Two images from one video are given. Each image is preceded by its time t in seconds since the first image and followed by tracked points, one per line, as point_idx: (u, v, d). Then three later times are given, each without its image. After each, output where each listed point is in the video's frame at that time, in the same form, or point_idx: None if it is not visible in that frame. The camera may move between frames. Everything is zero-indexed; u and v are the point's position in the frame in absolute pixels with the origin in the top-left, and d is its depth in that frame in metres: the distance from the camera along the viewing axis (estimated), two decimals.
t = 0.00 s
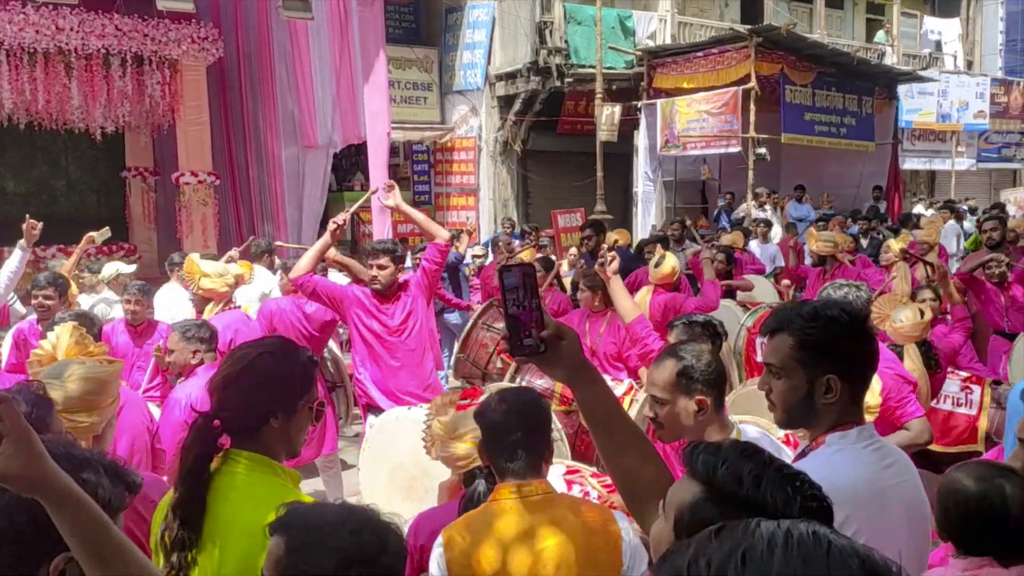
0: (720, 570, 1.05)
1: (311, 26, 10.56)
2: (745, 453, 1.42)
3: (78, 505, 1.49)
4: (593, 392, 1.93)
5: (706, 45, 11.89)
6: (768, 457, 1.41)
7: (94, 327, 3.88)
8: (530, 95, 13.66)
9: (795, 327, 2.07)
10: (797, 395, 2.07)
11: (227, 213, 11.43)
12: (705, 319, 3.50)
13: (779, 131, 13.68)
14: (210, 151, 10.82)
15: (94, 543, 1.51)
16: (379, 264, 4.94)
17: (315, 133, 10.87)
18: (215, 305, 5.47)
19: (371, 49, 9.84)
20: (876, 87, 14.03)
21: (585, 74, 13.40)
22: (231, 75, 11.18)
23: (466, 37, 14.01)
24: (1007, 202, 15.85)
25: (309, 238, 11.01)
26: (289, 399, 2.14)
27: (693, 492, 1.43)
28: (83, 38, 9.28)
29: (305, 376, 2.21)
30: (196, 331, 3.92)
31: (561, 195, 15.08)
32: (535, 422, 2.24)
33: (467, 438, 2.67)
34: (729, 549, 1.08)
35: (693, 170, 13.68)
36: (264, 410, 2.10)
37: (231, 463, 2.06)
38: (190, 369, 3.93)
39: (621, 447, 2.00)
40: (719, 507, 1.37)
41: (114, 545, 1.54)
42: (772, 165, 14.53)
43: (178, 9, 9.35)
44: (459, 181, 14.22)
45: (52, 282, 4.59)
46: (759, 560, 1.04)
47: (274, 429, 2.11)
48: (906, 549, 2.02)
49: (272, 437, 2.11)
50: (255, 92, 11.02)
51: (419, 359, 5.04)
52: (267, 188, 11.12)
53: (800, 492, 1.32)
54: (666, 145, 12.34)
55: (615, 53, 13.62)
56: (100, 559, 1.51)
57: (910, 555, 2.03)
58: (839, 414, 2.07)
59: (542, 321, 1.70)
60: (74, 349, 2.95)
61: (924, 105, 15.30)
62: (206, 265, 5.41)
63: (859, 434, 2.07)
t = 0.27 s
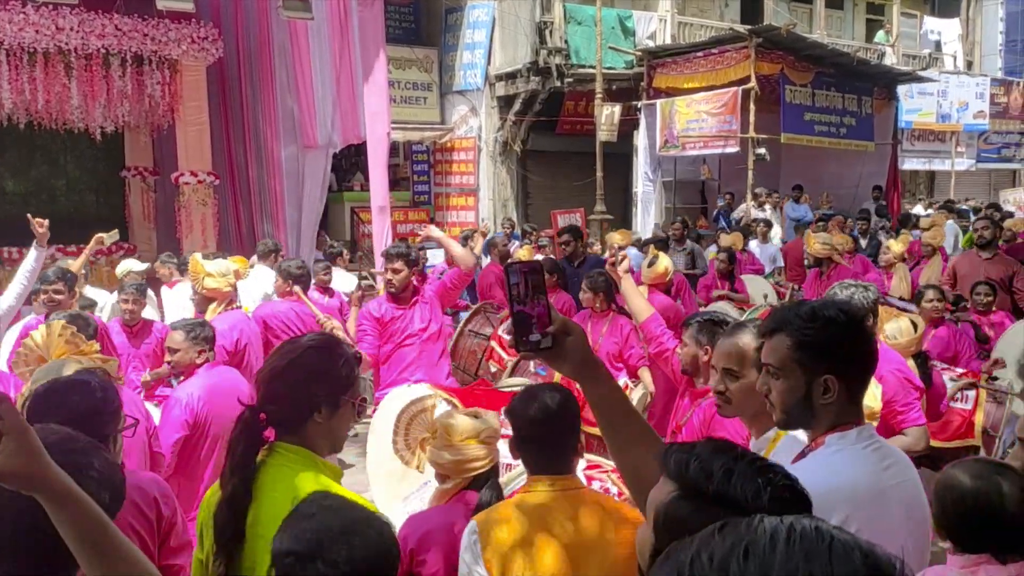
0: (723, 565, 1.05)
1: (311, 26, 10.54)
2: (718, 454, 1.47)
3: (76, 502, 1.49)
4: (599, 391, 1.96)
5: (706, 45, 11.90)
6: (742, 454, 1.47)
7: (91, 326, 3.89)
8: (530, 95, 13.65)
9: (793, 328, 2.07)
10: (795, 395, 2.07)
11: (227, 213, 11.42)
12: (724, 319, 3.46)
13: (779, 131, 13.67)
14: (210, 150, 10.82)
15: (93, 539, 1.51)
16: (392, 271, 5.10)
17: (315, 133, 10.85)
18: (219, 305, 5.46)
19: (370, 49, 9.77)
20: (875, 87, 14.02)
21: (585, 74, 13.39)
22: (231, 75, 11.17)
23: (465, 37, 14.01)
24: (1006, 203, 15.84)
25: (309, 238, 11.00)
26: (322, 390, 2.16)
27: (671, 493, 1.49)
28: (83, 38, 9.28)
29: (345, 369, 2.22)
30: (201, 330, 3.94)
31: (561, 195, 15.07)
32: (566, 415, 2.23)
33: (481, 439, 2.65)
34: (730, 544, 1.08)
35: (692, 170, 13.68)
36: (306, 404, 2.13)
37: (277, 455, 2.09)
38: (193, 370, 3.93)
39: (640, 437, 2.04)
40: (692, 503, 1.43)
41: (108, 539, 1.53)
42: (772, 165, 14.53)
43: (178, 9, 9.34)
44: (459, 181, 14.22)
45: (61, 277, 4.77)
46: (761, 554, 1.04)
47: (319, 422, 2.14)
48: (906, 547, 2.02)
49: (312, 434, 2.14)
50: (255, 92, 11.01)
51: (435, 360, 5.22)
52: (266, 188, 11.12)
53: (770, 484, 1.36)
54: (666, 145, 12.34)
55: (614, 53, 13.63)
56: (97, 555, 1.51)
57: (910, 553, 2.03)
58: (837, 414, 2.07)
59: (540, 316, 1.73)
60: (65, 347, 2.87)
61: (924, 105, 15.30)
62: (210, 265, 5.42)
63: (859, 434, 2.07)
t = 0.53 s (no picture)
0: (713, 559, 1.03)
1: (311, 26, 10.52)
2: (698, 452, 1.48)
3: (76, 500, 1.49)
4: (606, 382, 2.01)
5: (706, 45, 11.89)
6: (721, 453, 1.48)
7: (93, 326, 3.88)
8: (529, 95, 13.64)
9: (791, 327, 2.05)
10: (794, 395, 2.06)
11: (226, 212, 11.40)
12: (725, 316, 3.48)
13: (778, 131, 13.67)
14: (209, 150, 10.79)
15: (92, 537, 1.50)
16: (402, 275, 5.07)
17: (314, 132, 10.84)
18: (222, 305, 5.45)
19: (369, 49, 9.76)
20: (875, 87, 14.01)
21: (585, 74, 13.39)
22: (230, 74, 11.15)
23: (465, 37, 14.01)
24: (1006, 203, 15.83)
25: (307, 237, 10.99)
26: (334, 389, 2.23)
27: (651, 493, 1.48)
28: (82, 38, 9.27)
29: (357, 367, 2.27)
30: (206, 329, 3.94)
31: (560, 195, 15.07)
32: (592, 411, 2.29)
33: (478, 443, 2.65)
34: (723, 539, 1.06)
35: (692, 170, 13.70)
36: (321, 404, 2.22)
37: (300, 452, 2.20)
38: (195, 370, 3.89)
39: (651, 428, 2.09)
40: (672, 503, 1.43)
41: (112, 539, 1.52)
42: (772, 165, 14.54)
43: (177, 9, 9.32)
44: (458, 181, 14.23)
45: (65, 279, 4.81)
46: (752, 550, 1.02)
47: (335, 422, 2.23)
48: (904, 545, 2.03)
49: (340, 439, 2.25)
50: (255, 91, 10.99)
51: (441, 368, 5.18)
52: (266, 187, 11.10)
53: (746, 483, 1.41)
54: (665, 145, 12.34)
55: (613, 53, 13.63)
56: (97, 552, 1.50)
57: (907, 552, 2.04)
58: (836, 414, 2.07)
59: (540, 308, 1.77)
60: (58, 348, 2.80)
61: (923, 105, 15.31)
62: (214, 264, 5.42)
63: (860, 435, 2.06)
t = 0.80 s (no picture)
0: (705, 551, 1.03)
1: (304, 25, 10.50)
2: (682, 452, 1.48)
3: (75, 499, 1.48)
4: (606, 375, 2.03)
5: (699, 45, 11.91)
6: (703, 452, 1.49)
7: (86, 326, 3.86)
8: (522, 95, 13.65)
9: (787, 326, 2.04)
10: (791, 395, 2.05)
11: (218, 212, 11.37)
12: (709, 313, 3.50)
13: (771, 130, 13.70)
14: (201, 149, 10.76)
15: (91, 535, 1.50)
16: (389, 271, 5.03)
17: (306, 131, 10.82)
18: (218, 304, 5.43)
19: (362, 49, 9.74)
20: (867, 87, 14.05)
21: (578, 74, 13.41)
22: (223, 73, 11.11)
23: (458, 36, 14.01)
24: (997, 202, 15.89)
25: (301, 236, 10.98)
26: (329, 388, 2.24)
27: (633, 493, 1.48)
28: (74, 37, 9.22)
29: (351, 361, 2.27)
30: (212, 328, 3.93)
31: (554, 195, 15.07)
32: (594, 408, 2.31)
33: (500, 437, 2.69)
34: (714, 530, 1.06)
35: (685, 170, 13.73)
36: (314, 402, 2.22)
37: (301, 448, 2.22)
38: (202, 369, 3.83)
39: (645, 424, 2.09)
40: (655, 503, 1.43)
41: (110, 538, 1.52)
42: (764, 165, 14.58)
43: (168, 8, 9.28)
44: (451, 181, 14.24)
45: (61, 279, 4.82)
46: (743, 541, 1.02)
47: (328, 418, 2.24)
48: (897, 543, 2.04)
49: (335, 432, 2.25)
50: (247, 90, 10.96)
51: (431, 370, 5.14)
52: (259, 186, 11.07)
53: (724, 482, 1.40)
54: (658, 145, 12.36)
55: (606, 53, 13.65)
56: (96, 550, 1.50)
57: (900, 551, 2.05)
58: (833, 413, 2.06)
59: (537, 303, 1.80)
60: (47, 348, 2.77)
61: (915, 105, 15.37)
62: (210, 264, 5.40)
63: (858, 434, 2.06)
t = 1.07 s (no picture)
0: (692, 545, 1.03)
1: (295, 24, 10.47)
2: (674, 452, 1.48)
3: (67, 501, 1.48)
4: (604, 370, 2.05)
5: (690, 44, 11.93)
6: (697, 455, 1.47)
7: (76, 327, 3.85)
8: (514, 94, 13.65)
9: (783, 326, 2.05)
10: (789, 394, 2.05)
11: (210, 211, 11.33)
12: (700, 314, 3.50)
13: (762, 130, 13.74)
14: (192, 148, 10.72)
15: (83, 538, 1.49)
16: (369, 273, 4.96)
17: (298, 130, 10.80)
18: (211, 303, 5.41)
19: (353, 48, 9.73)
20: (857, 87, 14.10)
21: (569, 73, 13.43)
22: (215, 71, 11.07)
23: (450, 35, 14.01)
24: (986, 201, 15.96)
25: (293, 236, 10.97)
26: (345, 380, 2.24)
27: (623, 491, 1.49)
28: (63, 36, 9.18)
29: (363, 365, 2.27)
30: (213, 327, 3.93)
31: (546, 194, 15.08)
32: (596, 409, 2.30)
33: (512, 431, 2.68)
34: (703, 524, 1.06)
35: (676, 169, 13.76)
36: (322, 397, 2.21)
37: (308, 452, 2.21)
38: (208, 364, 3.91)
39: (643, 423, 2.11)
40: (642, 502, 1.43)
41: (102, 539, 1.51)
42: (755, 164, 14.62)
43: (159, 7, 9.24)
44: (443, 180, 14.23)
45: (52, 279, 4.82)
46: (729, 536, 1.02)
47: (338, 416, 2.23)
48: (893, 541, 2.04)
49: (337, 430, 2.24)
50: (238, 89, 10.92)
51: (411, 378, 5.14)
52: (250, 185, 11.04)
53: (713, 482, 1.38)
54: (650, 144, 12.38)
55: (598, 52, 13.66)
56: (88, 551, 1.50)
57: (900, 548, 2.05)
58: (833, 411, 2.06)
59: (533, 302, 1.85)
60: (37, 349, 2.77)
61: (905, 105, 15.44)
62: (203, 263, 5.39)
63: (859, 429, 2.06)
